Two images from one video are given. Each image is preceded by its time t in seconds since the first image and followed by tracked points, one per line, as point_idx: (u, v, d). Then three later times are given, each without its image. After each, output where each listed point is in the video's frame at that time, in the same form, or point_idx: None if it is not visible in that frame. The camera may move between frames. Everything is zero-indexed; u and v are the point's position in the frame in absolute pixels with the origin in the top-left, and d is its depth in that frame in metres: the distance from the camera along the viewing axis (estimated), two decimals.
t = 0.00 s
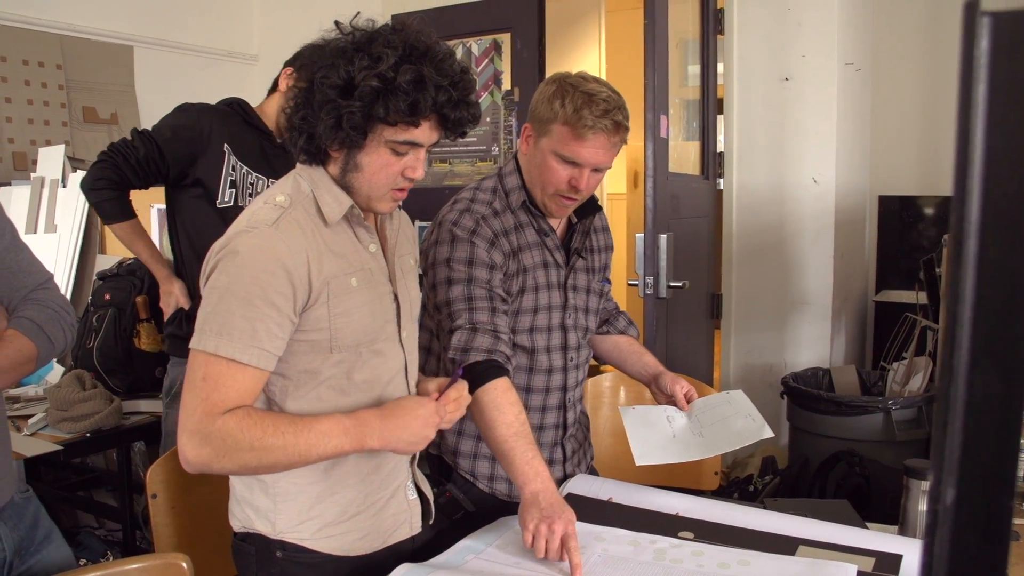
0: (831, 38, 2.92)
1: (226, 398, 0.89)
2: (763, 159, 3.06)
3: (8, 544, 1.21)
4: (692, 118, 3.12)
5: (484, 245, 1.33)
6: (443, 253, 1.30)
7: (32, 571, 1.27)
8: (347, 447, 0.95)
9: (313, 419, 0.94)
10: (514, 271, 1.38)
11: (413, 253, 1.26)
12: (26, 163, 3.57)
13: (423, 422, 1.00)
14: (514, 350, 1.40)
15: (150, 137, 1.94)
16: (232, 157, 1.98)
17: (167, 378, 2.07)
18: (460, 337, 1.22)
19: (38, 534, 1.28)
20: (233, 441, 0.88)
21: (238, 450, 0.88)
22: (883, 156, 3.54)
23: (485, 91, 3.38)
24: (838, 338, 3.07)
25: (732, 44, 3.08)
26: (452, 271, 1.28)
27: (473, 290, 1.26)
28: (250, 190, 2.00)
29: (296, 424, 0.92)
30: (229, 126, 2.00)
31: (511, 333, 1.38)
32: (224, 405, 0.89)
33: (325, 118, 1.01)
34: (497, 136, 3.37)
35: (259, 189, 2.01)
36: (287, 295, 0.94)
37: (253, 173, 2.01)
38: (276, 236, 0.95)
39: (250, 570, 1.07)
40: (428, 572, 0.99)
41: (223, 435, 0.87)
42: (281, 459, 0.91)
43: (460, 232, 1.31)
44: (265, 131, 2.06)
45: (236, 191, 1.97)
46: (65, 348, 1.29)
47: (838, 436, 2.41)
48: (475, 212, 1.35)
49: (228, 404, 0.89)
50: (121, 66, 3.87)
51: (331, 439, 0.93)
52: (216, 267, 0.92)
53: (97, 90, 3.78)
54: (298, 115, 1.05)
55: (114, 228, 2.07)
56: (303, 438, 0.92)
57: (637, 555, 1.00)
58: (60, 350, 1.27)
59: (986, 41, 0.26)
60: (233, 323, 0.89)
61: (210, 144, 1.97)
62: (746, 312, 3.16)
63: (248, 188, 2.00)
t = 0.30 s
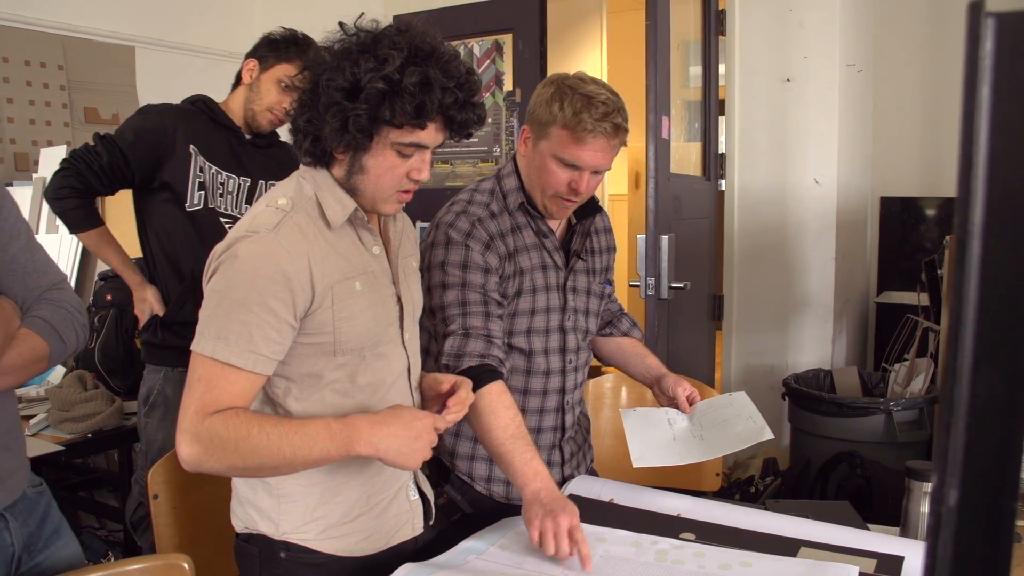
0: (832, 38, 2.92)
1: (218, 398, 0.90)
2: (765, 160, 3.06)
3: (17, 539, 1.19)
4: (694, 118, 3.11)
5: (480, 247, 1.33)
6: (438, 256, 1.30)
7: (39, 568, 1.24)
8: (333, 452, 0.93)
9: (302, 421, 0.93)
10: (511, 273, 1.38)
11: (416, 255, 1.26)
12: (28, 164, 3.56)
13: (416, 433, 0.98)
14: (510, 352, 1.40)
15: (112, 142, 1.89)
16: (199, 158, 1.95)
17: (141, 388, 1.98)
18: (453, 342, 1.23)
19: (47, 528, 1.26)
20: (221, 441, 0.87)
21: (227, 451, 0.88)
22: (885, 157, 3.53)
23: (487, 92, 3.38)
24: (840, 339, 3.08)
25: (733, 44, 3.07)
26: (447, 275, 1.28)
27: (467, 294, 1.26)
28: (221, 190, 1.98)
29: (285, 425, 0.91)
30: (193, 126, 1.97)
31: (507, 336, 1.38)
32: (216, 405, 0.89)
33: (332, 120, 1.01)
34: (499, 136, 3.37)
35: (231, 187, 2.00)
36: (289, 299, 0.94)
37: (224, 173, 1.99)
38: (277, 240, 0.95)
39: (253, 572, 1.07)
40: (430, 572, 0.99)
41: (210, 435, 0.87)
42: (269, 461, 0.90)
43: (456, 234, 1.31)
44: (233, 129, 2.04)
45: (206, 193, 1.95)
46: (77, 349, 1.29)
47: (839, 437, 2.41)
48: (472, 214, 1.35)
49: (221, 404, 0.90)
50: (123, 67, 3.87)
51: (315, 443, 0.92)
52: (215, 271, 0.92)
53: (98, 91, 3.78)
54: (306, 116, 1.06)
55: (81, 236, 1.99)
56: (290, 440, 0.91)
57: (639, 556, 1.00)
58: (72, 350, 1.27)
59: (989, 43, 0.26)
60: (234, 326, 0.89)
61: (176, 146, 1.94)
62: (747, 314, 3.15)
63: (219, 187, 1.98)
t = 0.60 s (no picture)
0: (833, 39, 2.92)
1: (218, 399, 0.90)
2: (766, 160, 3.06)
3: (34, 528, 1.20)
4: (695, 119, 3.11)
5: (474, 251, 1.33)
6: (432, 261, 1.30)
7: (55, 558, 1.27)
8: (336, 448, 0.93)
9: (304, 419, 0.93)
10: (505, 277, 1.38)
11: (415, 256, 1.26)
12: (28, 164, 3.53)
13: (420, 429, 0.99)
14: (505, 355, 1.39)
15: (64, 149, 1.78)
16: (158, 162, 1.89)
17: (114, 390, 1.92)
18: (444, 349, 1.24)
19: (63, 521, 1.28)
20: (224, 441, 0.87)
21: (228, 451, 0.88)
22: (886, 157, 3.53)
23: (488, 93, 3.39)
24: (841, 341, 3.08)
25: (734, 44, 3.07)
26: (439, 281, 1.28)
27: (459, 299, 1.27)
28: (185, 193, 1.93)
29: (286, 422, 0.92)
30: (149, 128, 1.90)
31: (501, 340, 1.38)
32: (217, 405, 0.89)
33: (331, 122, 1.01)
34: (500, 137, 3.37)
35: (195, 189, 1.95)
36: (289, 300, 0.94)
37: (186, 175, 1.94)
38: (278, 241, 0.95)
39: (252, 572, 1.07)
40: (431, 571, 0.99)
41: (212, 435, 0.87)
42: (270, 458, 0.90)
43: (450, 239, 1.31)
44: (193, 126, 1.98)
45: (168, 199, 1.90)
46: (98, 346, 1.31)
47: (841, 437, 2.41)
48: (466, 217, 1.35)
49: (221, 404, 0.90)
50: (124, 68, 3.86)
51: (319, 439, 0.92)
52: (215, 273, 0.93)
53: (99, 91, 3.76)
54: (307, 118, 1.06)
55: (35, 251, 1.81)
56: (292, 437, 0.91)
57: (640, 557, 1.00)
58: (93, 345, 1.29)
59: (992, 44, 0.26)
60: (233, 327, 0.89)
61: (132, 151, 1.87)
62: (748, 315, 3.15)
63: (183, 190, 1.93)
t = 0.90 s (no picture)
0: (833, 39, 2.92)
1: (221, 398, 0.89)
2: (766, 160, 3.06)
3: (51, 520, 1.22)
4: (695, 119, 3.10)
5: (473, 252, 1.32)
6: (432, 261, 1.30)
7: (68, 551, 1.27)
8: (336, 460, 0.94)
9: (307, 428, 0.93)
10: (503, 278, 1.38)
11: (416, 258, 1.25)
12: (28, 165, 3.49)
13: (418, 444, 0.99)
14: (505, 355, 1.39)
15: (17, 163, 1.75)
16: (113, 169, 1.87)
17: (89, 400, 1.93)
18: (447, 348, 1.23)
19: (77, 515, 1.29)
20: (226, 441, 0.87)
21: (226, 451, 0.87)
22: (886, 156, 3.52)
23: (488, 92, 3.39)
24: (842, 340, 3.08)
25: (734, 44, 3.07)
26: (440, 280, 1.28)
27: (460, 300, 1.27)
28: (147, 197, 1.92)
29: (289, 429, 0.92)
30: (103, 134, 1.88)
31: (500, 340, 1.38)
32: (220, 404, 0.89)
33: (338, 123, 1.01)
34: (500, 137, 3.36)
35: (157, 193, 1.94)
36: (293, 304, 0.94)
37: (146, 178, 1.92)
38: (283, 243, 0.95)
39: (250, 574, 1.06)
40: (432, 573, 0.99)
41: (217, 432, 0.87)
42: (269, 464, 0.90)
43: (449, 239, 1.30)
44: (150, 127, 1.95)
45: (125, 208, 1.88)
46: (117, 343, 1.33)
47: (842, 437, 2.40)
48: (464, 218, 1.35)
49: (224, 403, 0.89)
50: (125, 68, 3.86)
51: (320, 448, 0.92)
52: (220, 273, 0.92)
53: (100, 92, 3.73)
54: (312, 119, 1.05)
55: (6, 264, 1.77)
56: (292, 446, 0.91)
57: (641, 557, 1.00)
58: (113, 342, 1.31)
59: (992, 42, 0.26)
60: (238, 328, 0.89)
61: (85, 161, 1.84)
62: (749, 315, 3.15)
63: (143, 195, 1.91)
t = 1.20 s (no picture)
0: (833, 37, 2.91)
1: (215, 398, 0.88)
2: (766, 159, 3.05)
3: (62, 513, 1.30)
4: (695, 118, 3.09)
5: (474, 250, 1.32)
6: (432, 258, 1.30)
7: (79, 546, 1.35)
8: (325, 467, 0.88)
9: (299, 432, 0.89)
10: (504, 276, 1.38)
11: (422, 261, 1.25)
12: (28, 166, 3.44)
13: (419, 460, 0.90)
14: (504, 354, 1.39)
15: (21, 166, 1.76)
16: (112, 166, 1.87)
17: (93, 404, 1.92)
18: (449, 345, 1.23)
19: (88, 512, 1.37)
20: (211, 442, 0.85)
21: (215, 450, 0.86)
22: (887, 155, 3.51)
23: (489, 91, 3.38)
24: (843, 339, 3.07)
25: (734, 43, 3.07)
26: (441, 276, 1.28)
27: (462, 296, 1.26)
28: (149, 194, 1.92)
29: (278, 433, 0.88)
30: (102, 131, 1.88)
31: (500, 338, 1.38)
32: (211, 404, 0.88)
33: (356, 127, 1.01)
34: (501, 136, 3.36)
35: (158, 188, 1.94)
36: (299, 308, 0.94)
37: (146, 175, 1.93)
38: (292, 245, 0.94)
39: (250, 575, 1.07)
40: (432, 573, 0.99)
41: (202, 434, 0.85)
42: (256, 466, 0.87)
43: (450, 236, 1.30)
44: (150, 124, 1.95)
45: (124, 206, 1.88)
46: (134, 340, 1.40)
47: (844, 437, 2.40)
48: (465, 216, 1.35)
49: (217, 404, 0.88)
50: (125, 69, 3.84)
51: (307, 454, 0.87)
52: (226, 273, 0.92)
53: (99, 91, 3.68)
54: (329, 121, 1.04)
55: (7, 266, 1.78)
56: (280, 449, 0.87)
57: (641, 557, 1.00)
58: (128, 339, 1.37)
59: (992, 40, 0.26)
60: (243, 330, 0.88)
61: (81, 159, 1.83)
62: (750, 314, 3.14)
63: (144, 192, 1.91)
